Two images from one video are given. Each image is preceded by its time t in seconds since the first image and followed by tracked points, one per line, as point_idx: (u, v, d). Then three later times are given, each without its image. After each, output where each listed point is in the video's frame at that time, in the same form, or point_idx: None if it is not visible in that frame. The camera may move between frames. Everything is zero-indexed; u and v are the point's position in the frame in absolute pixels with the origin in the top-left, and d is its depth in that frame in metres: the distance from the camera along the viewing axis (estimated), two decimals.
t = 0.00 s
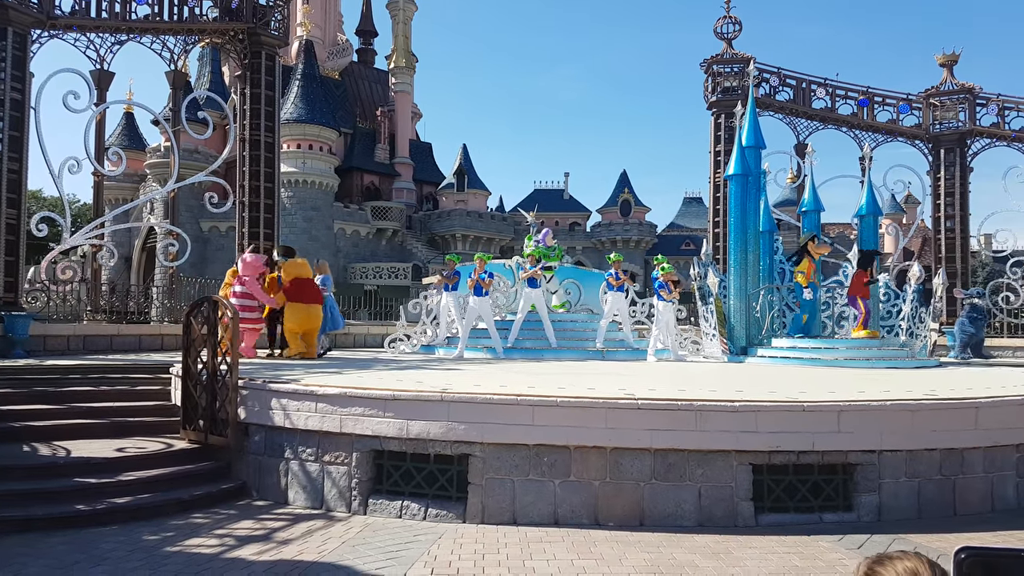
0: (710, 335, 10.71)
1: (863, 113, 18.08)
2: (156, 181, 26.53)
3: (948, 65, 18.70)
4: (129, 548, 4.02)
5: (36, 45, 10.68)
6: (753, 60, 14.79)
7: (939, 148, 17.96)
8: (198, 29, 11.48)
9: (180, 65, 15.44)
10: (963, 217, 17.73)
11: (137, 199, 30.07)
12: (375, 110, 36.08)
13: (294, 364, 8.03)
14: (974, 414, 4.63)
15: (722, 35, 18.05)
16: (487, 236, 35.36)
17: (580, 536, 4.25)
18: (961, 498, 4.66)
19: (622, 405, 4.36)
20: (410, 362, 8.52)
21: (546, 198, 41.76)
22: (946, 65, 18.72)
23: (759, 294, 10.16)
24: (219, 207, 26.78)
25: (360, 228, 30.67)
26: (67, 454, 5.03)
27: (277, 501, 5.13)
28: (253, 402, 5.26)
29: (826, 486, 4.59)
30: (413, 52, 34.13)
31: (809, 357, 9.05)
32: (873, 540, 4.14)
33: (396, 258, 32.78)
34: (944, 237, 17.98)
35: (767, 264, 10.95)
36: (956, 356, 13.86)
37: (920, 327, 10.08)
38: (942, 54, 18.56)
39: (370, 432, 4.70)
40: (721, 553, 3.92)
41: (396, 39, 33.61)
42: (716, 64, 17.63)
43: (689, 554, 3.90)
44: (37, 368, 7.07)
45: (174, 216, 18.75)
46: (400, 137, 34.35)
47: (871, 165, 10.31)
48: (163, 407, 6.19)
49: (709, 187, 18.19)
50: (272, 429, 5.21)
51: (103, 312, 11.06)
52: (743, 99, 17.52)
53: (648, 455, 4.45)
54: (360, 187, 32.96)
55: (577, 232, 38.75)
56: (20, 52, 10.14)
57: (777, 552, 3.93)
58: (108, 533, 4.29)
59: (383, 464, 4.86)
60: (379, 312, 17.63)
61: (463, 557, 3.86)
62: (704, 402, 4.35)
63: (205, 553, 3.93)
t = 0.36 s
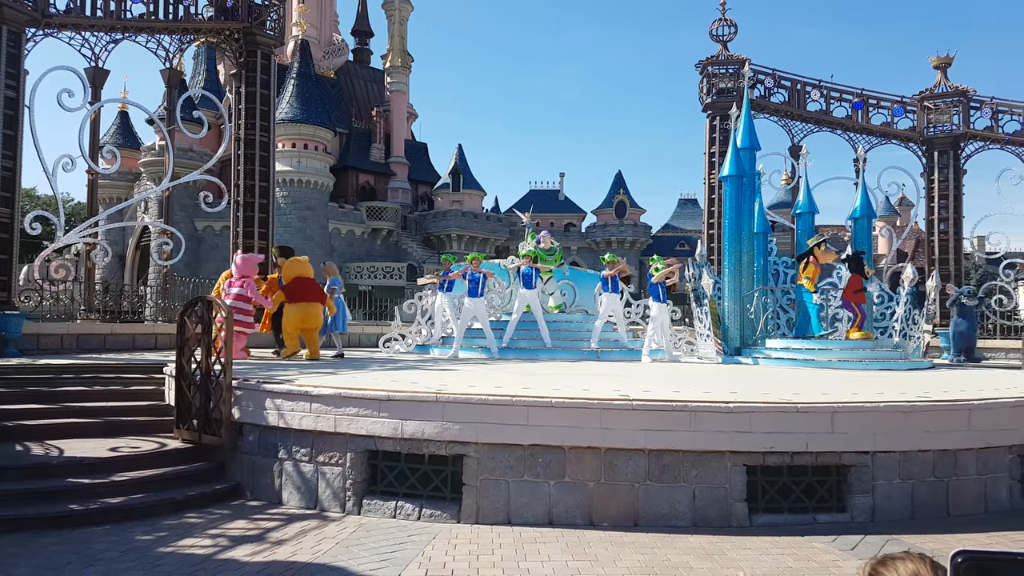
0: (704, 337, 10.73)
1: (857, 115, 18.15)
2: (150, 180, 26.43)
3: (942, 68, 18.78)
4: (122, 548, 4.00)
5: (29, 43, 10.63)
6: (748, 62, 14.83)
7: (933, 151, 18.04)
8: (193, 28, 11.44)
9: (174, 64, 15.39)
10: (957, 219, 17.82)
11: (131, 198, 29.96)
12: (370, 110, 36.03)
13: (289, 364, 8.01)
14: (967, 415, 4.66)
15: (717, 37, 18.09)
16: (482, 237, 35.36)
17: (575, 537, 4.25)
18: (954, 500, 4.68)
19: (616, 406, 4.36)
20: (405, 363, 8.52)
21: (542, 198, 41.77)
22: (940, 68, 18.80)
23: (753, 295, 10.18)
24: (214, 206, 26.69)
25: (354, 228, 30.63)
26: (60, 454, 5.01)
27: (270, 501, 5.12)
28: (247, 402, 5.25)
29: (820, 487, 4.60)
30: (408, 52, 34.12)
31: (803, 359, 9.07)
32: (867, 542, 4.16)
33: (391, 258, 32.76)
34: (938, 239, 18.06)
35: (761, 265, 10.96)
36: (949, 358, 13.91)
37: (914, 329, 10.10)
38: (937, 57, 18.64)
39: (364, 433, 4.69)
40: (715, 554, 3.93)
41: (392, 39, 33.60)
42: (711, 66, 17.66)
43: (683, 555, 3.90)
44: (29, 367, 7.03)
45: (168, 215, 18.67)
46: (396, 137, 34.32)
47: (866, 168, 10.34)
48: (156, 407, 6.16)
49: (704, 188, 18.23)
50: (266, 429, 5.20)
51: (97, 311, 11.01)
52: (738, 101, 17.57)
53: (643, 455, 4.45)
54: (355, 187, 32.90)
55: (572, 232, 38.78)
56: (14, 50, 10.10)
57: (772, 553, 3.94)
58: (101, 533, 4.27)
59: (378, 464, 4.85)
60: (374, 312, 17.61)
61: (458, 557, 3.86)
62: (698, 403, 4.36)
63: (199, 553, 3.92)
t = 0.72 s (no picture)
0: (700, 335, 10.76)
1: (855, 114, 18.18)
2: (146, 173, 26.36)
3: (940, 68, 18.83)
4: (117, 541, 4.00)
5: (25, 36, 10.58)
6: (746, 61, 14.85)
7: (930, 151, 18.09)
8: (190, 21, 11.40)
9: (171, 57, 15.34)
10: (953, 219, 17.88)
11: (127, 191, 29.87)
12: (368, 105, 35.98)
13: (286, 359, 8.01)
14: (961, 415, 4.69)
15: (716, 35, 18.10)
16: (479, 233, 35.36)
17: (569, 533, 4.27)
18: (947, 498, 4.71)
19: (612, 403, 4.38)
20: (402, 358, 8.52)
21: (539, 195, 41.76)
22: (938, 68, 18.85)
23: (749, 293, 10.21)
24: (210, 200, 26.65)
25: (351, 223, 30.53)
26: (55, 447, 5.01)
27: (266, 495, 5.13)
28: (243, 397, 5.25)
29: (813, 485, 4.63)
30: (407, 47, 34.06)
31: (798, 357, 9.10)
32: (859, 539, 4.18)
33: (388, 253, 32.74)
34: (934, 238, 18.13)
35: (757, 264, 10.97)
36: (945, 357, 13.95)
37: (909, 329, 10.15)
38: (935, 56, 18.68)
39: (360, 428, 4.70)
40: (708, 551, 3.95)
41: (390, 34, 33.54)
42: (710, 64, 17.68)
43: (677, 551, 3.92)
44: (25, 360, 7.02)
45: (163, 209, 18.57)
46: (393, 132, 34.28)
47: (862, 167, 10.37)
48: (152, 401, 6.16)
49: (701, 186, 18.25)
50: (261, 424, 5.21)
51: (92, 305, 10.99)
52: (736, 99, 17.59)
53: (638, 452, 4.47)
54: (352, 182, 32.85)
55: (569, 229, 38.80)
56: (10, 41, 10.06)
57: (764, 550, 3.96)
58: (96, 527, 4.27)
59: (373, 459, 4.86)
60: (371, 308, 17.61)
61: (453, 553, 3.87)
62: (693, 401, 4.38)
63: (194, 547, 3.93)
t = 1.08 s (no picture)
0: (696, 331, 10.79)
1: (851, 112, 18.21)
2: (142, 166, 26.25)
3: (936, 66, 18.85)
4: (112, 535, 4.00)
5: (21, 27, 10.52)
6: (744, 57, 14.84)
7: (926, 148, 18.12)
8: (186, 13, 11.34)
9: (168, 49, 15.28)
10: (948, 216, 17.94)
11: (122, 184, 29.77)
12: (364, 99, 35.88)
13: (282, 353, 8.01)
14: (955, 412, 4.71)
15: (714, 31, 18.10)
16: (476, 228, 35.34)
17: (564, 528, 4.28)
18: (940, 495, 4.74)
19: (607, 399, 4.39)
20: (398, 353, 8.53)
21: (536, 190, 41.74)
22: (934, 66, 18.87)
23: (744, 290, 10.19)
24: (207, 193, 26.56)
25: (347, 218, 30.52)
26: (50, 440, 4.99)
27: (261, 489, 5.13)
28: (238, 391, 5.24)
29: (807, 481, 4.64)
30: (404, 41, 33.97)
31: (793, 354, 9.14)
32: (852, 536, 4.20)
33: (384, 248, 32.70)
34: (930, 236, 18.20)
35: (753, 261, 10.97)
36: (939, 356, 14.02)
37: (903, 327, 10.17)
38: (931, 54, 18.71)
39: (356, 423, 4.70)
40: (702, 547, 3.97)
41: (387, 28, 33.44)
42: (707, 60, 17.69)
43: (671, 547, 3.94)
44: (21, 353, 7.01)
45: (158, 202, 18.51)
46: (390, 127, 34.23)
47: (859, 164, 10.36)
48: (148, 395, 6.16)
49: (698, 183, 18.28)
50: (257, 418, 5.20)
51: (87, 298, 10.96)
52: (733, 96, 17.60)
53: (633, 448, 4.48)
54: (349, 176, 32.79)
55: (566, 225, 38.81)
56: (5, 33, 10.00)
57: (758, 546, 3.98)
58: (91, 520, 4.26)
59: (369, 454, 4.86)
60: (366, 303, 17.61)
61: (448, 547, 3.87)
62: (688, 397, 4.40)
63: (189, 541, 3.93)
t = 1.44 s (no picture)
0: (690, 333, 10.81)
1: (845, 115, 18.28)
2: (137, 167, 26.12)
3: (929, 70, 18.95)
4: (105, 537, 3.97)
5: (16, 28, 10.48)
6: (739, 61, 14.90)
7: (919, 152, 18.21)
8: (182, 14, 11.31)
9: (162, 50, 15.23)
10: (941, 219, 18.04)
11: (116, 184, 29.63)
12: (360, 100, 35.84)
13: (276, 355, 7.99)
14: (949, 415, 4.72)
15: (708, 35, 18.13)
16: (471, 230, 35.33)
17: (560, 530, 4.28)
18: (934, 496, 4.75)
19: (602, 401, 4.39)
20: (393, 355, 8.52)
21: (531, 192, 41.77)
22: (927, 70, 18.97)
23: (738, 292, 10.36)
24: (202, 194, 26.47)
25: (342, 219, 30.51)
26: (43, 442, 4.96)
27: (255, 492, 5.11)
28: (232, 393, 5.23)
29: (801, 483, 4.65)
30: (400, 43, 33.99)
31: (787, 357, 9.16)
32: (846, 538, 4.21)
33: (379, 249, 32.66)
34: (922, 239, 18.30)
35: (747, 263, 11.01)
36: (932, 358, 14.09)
37: (898, 329, 10.21)
38: (924, 58, 18.80)
39: (352, 425, 4.69)
40: (696, 549, 3.97)
41: (383, 29, 33.46)
42: (702, 63, 17.72)
43: (666, 549, 3.94)
44: (14, 354, 6.96)
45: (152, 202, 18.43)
46: (386, 128, 34.23)
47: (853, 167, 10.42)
48: (142, 396, 6.13)
49: (692, 185, 18.33)
50: (251, 419, 5.19)
51: (81, 299, 10.90)
52: (728, 99, 17.64)
53: (628, 450, 4.49)
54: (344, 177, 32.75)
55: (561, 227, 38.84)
56: None
57: (752, 548, 3.98)
58: (85, 522, 4.24)
59: (364, 456, 4.85)
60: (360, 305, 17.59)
61: (443, 550, 3.86)
62: (683, 399, 4.40)
63: (183, 543, 3.90)
